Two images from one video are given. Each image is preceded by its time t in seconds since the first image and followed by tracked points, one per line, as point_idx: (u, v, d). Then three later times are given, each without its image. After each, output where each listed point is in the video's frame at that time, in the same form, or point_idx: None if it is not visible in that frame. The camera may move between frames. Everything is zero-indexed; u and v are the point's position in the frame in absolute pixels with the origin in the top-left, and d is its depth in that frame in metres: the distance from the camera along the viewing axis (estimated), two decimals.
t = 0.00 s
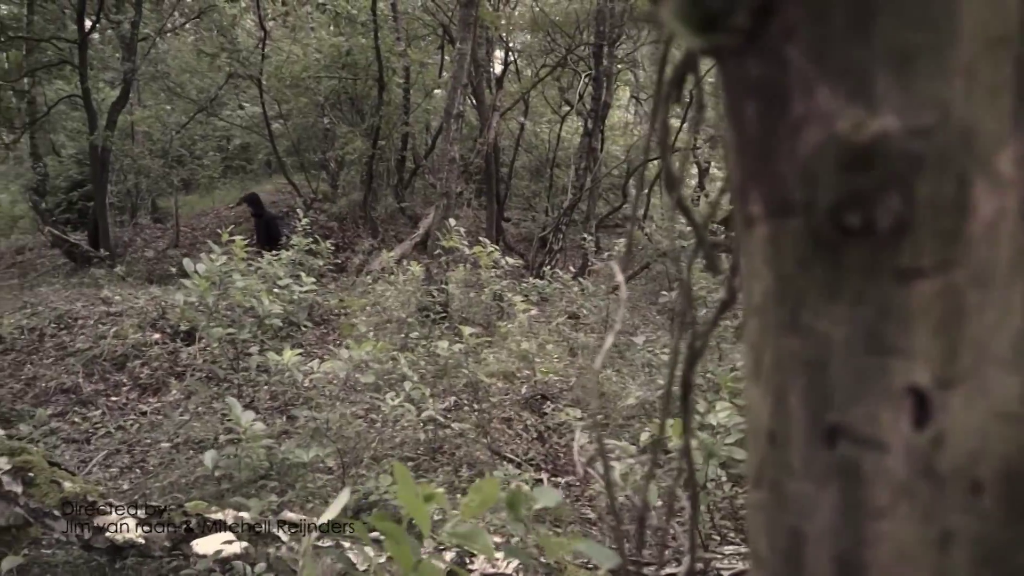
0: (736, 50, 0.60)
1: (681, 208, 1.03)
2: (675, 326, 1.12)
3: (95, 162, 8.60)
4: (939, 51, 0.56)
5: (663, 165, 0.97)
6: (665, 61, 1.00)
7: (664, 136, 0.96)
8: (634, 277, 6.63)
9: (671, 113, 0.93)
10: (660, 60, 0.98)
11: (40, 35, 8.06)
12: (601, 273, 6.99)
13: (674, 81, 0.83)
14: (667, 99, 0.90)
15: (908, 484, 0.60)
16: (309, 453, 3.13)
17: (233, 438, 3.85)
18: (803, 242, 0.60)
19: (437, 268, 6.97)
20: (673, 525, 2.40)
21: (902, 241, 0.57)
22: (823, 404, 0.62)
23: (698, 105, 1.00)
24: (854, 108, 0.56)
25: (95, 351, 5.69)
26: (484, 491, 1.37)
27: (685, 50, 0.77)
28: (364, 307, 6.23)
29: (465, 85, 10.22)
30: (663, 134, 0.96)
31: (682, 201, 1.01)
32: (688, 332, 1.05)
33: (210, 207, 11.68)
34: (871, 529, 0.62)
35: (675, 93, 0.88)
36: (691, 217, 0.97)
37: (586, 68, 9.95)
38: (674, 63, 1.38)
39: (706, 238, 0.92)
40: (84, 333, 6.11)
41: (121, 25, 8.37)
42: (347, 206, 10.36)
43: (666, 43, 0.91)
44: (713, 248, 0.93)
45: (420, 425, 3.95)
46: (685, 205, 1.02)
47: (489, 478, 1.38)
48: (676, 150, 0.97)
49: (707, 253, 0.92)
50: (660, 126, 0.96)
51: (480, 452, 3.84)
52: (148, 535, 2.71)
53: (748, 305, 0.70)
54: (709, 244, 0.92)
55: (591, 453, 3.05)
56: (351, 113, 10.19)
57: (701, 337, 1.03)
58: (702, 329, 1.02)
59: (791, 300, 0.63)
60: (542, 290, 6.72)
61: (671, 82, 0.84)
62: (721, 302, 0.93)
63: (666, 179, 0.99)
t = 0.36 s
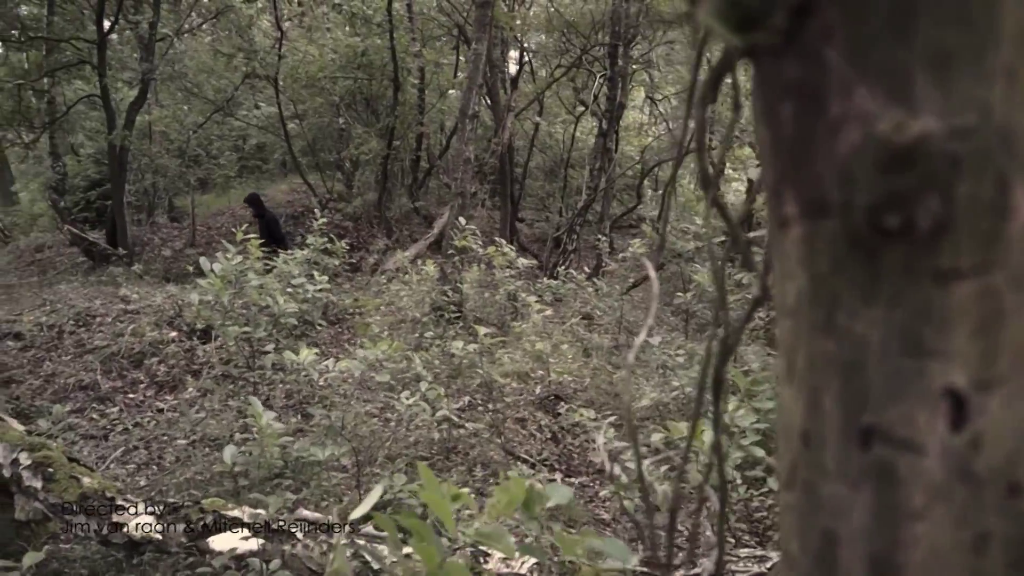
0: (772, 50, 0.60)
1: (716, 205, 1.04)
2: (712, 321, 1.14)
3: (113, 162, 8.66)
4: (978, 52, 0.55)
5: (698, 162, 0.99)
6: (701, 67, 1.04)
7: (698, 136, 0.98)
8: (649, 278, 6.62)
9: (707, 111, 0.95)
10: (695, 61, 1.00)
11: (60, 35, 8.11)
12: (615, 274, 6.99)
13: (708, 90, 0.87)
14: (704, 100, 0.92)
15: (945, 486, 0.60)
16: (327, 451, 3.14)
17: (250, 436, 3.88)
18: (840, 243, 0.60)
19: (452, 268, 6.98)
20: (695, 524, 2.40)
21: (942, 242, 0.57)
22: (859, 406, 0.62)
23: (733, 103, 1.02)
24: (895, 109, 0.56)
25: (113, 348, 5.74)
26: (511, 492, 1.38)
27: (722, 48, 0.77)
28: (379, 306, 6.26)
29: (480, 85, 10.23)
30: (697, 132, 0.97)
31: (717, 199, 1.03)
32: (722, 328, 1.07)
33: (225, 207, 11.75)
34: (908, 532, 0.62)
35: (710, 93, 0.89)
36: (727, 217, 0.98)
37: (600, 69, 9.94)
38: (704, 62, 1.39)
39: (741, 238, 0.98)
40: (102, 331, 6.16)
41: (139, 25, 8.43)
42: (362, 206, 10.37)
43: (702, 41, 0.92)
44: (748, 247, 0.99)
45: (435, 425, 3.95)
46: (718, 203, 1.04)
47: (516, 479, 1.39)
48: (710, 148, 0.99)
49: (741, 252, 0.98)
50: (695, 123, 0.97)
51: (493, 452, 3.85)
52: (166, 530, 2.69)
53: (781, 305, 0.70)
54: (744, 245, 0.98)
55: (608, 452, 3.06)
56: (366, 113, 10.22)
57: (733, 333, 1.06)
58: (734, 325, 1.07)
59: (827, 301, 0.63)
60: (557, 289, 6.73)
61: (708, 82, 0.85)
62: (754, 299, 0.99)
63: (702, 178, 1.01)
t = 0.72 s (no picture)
0: (807, 49, 0.60)
1: (738, 204, 1.04)
2: (733, 319, 1.14)
3: (130, 162, 8.72)
4: (1014, 50, 0.55)
5: (721, 161, 0.99)
6: (724, 66, 1.04)
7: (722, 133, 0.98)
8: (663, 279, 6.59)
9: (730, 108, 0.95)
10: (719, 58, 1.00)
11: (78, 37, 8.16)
12: (629, 274, 6.97)
13: (731, 89, 0.88)
14: (728, 98, 0.92)
15: (978, 485, 0.60)
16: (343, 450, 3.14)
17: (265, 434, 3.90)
18: (872, 242, 0.60)
19: (466, 268, 6.98)
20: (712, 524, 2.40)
21: (977, 241, 0.57)
22: (892, 405, 0.62)
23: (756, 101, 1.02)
24: (931, 108, 0.56)
25: (130, 347, 5.79)
26: (536, 488, 1.40)
27: (749, 45, 0.77)
28: (393, 306, 6.27)
29: (494, 85, 10.23)
30: (720, 129, 0.97)
31: (739, 198, 1.03)
32: (745, 327, 1.07)
33: (240, 207, 11.81)
34: (941, 531, 0.62)
35: (735, 91, 0.89)
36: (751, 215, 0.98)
37: (615, 69, 9.92)
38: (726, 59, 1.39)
39: (763, 237, 0.98)
40: (119, 330, 6.20)
41: (156, 27, 8.49)
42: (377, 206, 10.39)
43: (729, 37, 0.92)
44: (771, 245, 0.99)
45: (449, 425, 3.95)
46: (741, 202, 1.04)
47: (543, 475, 1.41)
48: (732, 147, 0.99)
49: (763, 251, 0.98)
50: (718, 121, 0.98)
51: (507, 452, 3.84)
52: (183, 529, 2.72)
53: (810, 305, 0.70)
54: (766, 244, 0.99)
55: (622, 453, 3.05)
56: (380, 114, 10.25)
57: (755, 331, 1.06)
58: (757, 323, 1.07)
59: (860, 300, 0.63)
60: (571, 289, 6.72)
61: (733, 81, 0.86)
62: (776, 298, 0.99)
63: (724, 176, 1.01)
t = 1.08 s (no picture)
0: (843, 49, 0.60)
1: (764, 204, 1.04)
2: (758, 322, 1.13)
3: (147, 162, 8.78)
4: None
5: (748, 162, 0.98)
6: (750, 66, 1.04)
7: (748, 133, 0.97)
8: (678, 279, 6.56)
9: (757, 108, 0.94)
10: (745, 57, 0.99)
11: (96, 38, 8.23)
12: (644, 275, 6.94)
13: (758, 88, 0.87)
14: (755, 98, 0.91)
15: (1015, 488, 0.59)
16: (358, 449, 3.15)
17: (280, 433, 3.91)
18: (909, 243, 0.60)
19: (480, 268, 6.98)
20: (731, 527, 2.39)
21: (1017, 241, 0.56)
22: (927, 408, 0.62)
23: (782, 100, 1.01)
24: (970, 109, 0.56)
25: (147, 345, 5.83)
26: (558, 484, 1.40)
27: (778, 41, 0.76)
28: (407, 306, 6.27)
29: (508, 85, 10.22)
30: (747, 129, 0.97)
31: (765, 198, 1.02)
32: (771, 329, 1.07)
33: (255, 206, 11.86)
34: (977, 534, 0.61)
35: (763, 91, 0.89)
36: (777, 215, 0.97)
37: (629, 70, 9.89)
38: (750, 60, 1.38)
39: (789, 237, 0.98)
40: (136, 328, 6.25)
41: (173, 28, 8.54)
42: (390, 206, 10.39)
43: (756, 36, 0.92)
44: (797, 245, 0.99)
45: (464, 425, 3.95)
46: (767, 202, 1.03)
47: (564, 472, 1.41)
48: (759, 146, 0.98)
49: (789, 251, 0.98)
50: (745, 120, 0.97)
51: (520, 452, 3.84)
52: (198, 526, 2.72)
53: (842, 307, 0.69)
54: (792, 244, 0.98)
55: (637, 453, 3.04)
56: (395, 114, 10.26)
57: (781, 332, 1.05)
58: (784, 325, 1.06)
59: (896, 302, 0.62)
60: (584, 289, 6.70)
61: (761, 79, 0.85)
62: (803, 299, 0.99)
63: (750, 176, 1.01)
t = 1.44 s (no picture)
0: (873, 44, 0.59)
1: (783, 202, 1.03)
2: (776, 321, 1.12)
3: (164, 163, 8.83)
4: None
5: (767, 161, 0.98)
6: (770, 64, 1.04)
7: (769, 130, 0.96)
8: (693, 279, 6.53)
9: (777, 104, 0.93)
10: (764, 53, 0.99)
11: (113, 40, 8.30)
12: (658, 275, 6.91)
13: (779, 86, 0.87)
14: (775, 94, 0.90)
15: None
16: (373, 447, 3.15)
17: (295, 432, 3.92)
18: (939, 241, 0.59)
19: (494, 268, 6.97)
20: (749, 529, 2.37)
21: None
22: (958, 407, 0.61)
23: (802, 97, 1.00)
24: (1002, 106, 0.55)
25: (163, 345, 5.86)
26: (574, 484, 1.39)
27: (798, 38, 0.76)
28: (421, 306, 6.27)
29: (521, 86, 10.23)
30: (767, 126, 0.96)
31: (785, 196, 1.02)
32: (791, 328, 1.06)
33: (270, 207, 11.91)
34: (1008, 537, 0.61)
35: (784, 88, 0.88)
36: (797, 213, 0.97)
37: (643, 69, 9.87)
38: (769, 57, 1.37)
39: (811, 236, 0.97)
40: (153, 328, 6.29)
41: (190, 29, 8.61)
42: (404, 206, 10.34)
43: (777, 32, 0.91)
44: (818, 244, 0.98)
45: (478, 425, 3.94)
46: (787, 201, 1.03)
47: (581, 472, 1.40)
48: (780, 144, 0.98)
49: (810, 250, 0.97)
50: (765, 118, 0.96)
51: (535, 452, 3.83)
52: (215, 524, 2.72)
53: (868, 306, 0.68)
54: (812, 243, 0.97)
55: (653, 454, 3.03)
56: (409, 114, 10.29)
57: (802, 331, 1.05)
58: (805, 324, 1.05)
59: (926, 301, 0.61)
60: (599, 289, 6.68)
61: (782, 75, 0.85)
62: (824, 299, 0.98)
63: (770, 175, 1.00)
